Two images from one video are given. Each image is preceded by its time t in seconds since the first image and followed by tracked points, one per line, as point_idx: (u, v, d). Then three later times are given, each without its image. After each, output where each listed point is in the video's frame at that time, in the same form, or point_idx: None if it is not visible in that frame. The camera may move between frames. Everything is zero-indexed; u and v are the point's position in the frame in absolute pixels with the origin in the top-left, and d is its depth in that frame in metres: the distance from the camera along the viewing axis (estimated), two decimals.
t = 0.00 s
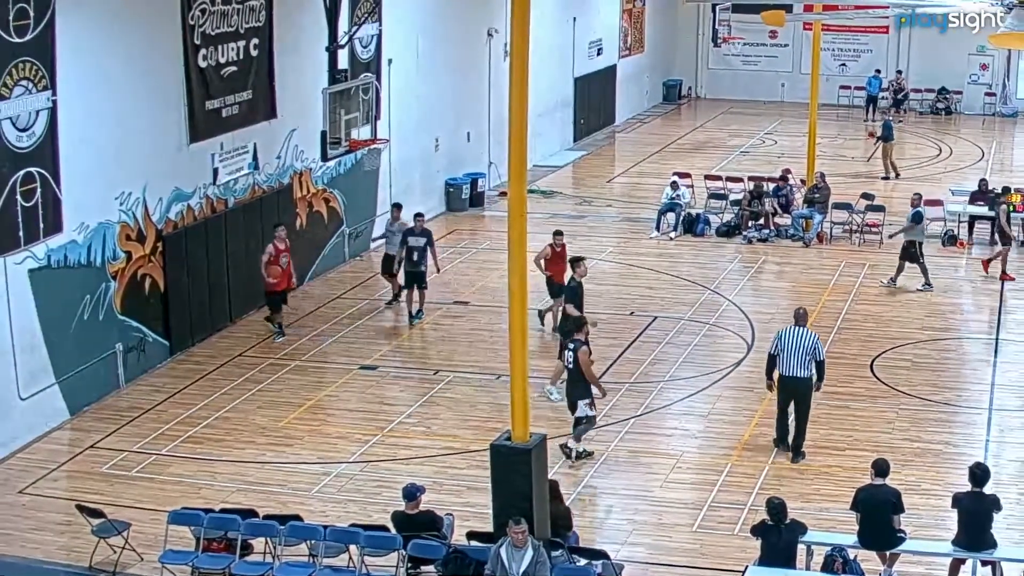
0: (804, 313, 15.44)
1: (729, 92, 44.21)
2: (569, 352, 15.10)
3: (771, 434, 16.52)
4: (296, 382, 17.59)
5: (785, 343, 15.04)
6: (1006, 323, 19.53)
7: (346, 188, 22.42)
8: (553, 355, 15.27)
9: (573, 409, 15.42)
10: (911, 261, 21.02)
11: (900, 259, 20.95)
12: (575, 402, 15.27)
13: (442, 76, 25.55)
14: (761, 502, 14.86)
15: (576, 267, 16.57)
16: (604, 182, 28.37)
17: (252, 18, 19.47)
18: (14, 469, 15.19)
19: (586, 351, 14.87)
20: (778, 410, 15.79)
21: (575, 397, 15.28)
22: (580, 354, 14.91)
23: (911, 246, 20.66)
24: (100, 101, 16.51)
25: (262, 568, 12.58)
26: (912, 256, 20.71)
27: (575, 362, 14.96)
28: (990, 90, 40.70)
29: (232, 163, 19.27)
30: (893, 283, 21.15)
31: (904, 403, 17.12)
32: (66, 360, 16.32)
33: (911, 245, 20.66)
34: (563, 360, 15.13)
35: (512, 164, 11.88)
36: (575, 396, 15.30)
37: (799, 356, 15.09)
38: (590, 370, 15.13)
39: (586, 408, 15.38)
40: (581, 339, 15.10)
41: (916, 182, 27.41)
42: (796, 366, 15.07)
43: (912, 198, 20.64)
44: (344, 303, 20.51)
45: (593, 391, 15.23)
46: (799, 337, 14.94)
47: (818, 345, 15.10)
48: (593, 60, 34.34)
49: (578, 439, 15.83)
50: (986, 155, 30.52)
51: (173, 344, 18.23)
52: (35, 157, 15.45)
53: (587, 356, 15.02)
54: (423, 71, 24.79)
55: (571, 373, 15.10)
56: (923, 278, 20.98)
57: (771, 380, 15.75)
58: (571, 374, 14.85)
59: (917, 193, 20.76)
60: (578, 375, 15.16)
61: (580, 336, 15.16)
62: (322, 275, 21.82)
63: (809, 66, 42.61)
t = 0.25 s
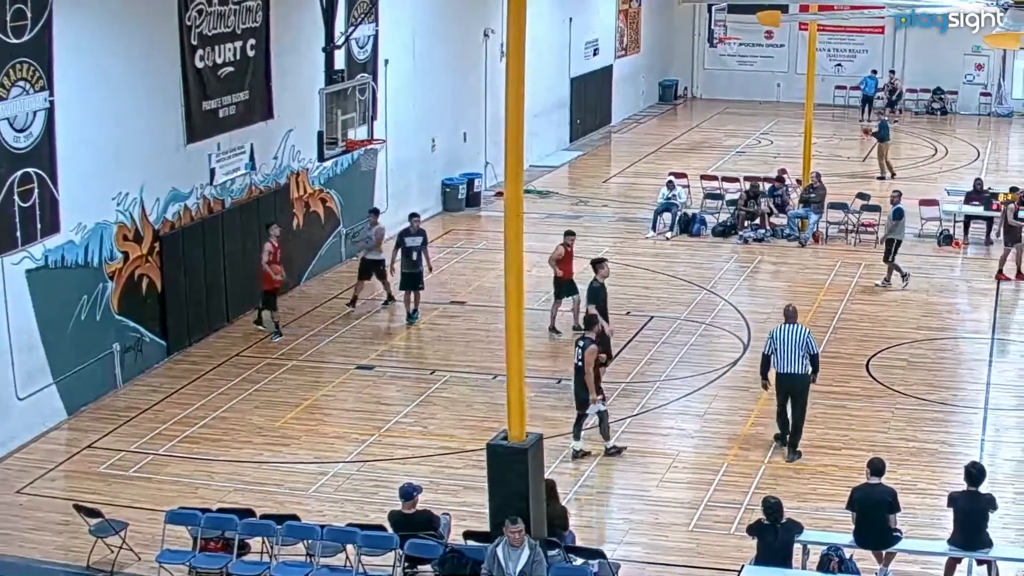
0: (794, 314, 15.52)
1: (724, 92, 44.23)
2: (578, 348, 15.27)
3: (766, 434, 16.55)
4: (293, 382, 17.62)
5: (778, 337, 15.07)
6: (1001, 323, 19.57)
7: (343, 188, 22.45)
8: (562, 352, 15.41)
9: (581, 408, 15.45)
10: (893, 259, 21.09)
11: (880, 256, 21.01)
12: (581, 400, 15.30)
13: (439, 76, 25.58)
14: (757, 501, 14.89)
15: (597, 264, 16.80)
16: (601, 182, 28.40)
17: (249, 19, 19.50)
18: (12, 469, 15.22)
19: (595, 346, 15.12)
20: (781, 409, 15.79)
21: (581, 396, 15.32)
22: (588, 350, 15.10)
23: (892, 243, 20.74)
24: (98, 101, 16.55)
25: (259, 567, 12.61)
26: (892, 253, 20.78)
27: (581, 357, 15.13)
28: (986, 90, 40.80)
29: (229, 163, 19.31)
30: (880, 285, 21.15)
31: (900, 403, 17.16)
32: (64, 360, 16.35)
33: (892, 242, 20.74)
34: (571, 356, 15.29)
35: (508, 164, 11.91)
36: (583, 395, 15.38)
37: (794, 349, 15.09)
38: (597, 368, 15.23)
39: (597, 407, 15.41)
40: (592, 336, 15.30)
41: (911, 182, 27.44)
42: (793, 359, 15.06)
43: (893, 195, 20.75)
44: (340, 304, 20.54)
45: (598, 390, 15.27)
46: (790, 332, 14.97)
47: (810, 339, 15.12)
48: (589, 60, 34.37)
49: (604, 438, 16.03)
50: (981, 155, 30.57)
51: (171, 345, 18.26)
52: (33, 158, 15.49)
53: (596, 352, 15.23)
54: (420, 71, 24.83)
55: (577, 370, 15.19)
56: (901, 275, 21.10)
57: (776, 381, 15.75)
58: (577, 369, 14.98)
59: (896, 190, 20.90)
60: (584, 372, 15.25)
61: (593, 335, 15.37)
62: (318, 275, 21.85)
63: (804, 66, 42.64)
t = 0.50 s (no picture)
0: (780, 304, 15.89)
1: (715, 92, 44.26)
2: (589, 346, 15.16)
3: (757, 432, 16.57)
4: (285, 381, 17.64)
5: (765, 328, 15.43)
6: (991, 321, 19.61)
7: (334, 188, 22.47)
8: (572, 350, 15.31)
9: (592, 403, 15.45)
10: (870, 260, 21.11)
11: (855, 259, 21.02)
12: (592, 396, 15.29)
13: (430, 76, 25.61)
14: (749, 499, 14.91)
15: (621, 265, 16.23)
16: (593, 182, 28.43)
17: (239, 19, 19.53)
18: (3, 469, 15.25)
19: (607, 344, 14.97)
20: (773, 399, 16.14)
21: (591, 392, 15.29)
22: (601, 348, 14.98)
23: (867, 244, 20.78)
24: (89, 101, 16.57)
25: (251, 566, 12.64)
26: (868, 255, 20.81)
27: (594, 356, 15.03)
28: (976, 88, 40.72)
29: (221, 163, 19.34)
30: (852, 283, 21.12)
31: (891, 401, 17.18)
32: (55, 360, 16.37)
33: (868, 243, 20.80)
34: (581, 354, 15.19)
35: (499, 163, 11.94)
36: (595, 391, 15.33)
37: (781, 340, 15.48)
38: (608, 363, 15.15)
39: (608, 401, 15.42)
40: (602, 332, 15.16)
41: (901, 181, 27.49)
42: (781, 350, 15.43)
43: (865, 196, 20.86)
44: (331, 303, 20.56)
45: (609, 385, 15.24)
46: (775, 322, 15.33)
47: (796, 328, 15.49)
48: (580, 60, 34.41)
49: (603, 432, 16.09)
50: (971, 153, 30.61)
51: (163, 344, 18.29)
52: (24, 158, 15.50)
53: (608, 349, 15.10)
54: (410, 71, 24.85)
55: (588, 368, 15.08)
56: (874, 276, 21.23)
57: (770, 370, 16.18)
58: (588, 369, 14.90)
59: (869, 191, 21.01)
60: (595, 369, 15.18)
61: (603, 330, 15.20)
62: (310, 275, 21.88)
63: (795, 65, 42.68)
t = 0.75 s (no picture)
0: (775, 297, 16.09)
1: (706, 92, 44.28)
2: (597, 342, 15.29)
3: (749, 432, 16.59)
4: (277, 381, 17.65)
5: (758, 324, 15.63)
6: (982, 320, 19.64)
7: (326, 188, 22.49)
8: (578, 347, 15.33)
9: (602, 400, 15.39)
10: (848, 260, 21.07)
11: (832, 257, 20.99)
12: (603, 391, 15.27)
13: (421, 76, 25.63)
14: (740, 499, 14.93)
15: (633, 265, 16.74)
16: (585, 181, 28.46)
17: (231, 19, 19.54)
18: None
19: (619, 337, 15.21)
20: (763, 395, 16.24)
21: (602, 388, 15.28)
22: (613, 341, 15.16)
23: (845, 244, 20.75)
24: (82, 101, 16.58)
25: (243, 566, 12.65)
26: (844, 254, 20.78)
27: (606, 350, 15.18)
28: (967, 87, 40.77)
29: (213, 163, 19.35)
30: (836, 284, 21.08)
31: (882, 400, 17.20)
32: (48, 360, 16.38)
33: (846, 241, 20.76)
34: (589, 350, 15.29)
35: (489, 164, 11.94)
36: (604, 387, 15.35)
37: (774, 336, 15.66)
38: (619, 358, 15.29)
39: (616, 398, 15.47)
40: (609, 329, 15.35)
41: (892, 180, 27.52)
42: (772, 346, 15.63)
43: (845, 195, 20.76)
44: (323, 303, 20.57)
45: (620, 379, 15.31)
46: (771, 318, 15.52)
47: (790, 325, 15.71)
48: (572, 60, 34.43)
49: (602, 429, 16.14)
50: (963, 152, 30.67)
51: (155, 344, 18.31)
52: (18, 158, 15.50)
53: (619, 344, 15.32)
54: (402, 71, 24.87)
55: (601, 361, 15.20)
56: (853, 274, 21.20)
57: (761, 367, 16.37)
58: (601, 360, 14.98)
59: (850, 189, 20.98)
60: (606, 364, 15.26)
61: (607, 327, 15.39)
62: (302, 275, 21.89)
63: (786, 65, 42.71)
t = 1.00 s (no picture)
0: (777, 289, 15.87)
1: (700, 91, 44.29)
2: (604, 339, 15.54)
3: (744, 430, 16.58)
4: (271, 381, 17.63)
5: (758, 319, 15.60)
6: (976, 318, 19.63)
7: (320, 187, 22.49)
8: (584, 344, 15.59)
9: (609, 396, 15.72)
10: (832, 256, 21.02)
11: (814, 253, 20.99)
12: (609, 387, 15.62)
13: (415, 75, 25.62)
14: (735, 498, 14.92)
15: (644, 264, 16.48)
16: (579, 180, 28.46)
17: (225, 19, 19.53)
18: None
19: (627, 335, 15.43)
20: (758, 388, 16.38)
21: (610, 383, 15.62)
22: (620, 339, 15.40)
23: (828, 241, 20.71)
24: (75, 101, 16.57)
25: (237, 566, 12.65)
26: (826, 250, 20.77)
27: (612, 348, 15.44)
28: (961, 86, 40.79)
29: (206, 162, 19.35)
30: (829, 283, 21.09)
31: (876, 399, 17.19)
32: (42, 360, 16.38)
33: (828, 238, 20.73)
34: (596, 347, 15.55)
35: (483, 163, 11.93)
36: (611, 382, 15.68)
37: (774, 332, 15.64)
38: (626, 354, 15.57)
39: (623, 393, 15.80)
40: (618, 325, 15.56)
41: (886, 178, 27.52)
42: (769, 343, 15.62)
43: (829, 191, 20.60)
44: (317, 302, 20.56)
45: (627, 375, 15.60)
46: (773, 313, 15.42)
47: (791, 323, 15.64)
48: (565, 58, 34.43)
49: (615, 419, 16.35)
50: (957, 151, 30.67)
51: (149, 343, 18.31)
52: (11, 158, 15.48)
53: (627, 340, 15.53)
54: (396, 70, 24.86)
55: (608, 357, 15.50)
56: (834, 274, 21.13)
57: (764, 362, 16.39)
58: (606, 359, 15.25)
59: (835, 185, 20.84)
60: (613, 360, 15.56)
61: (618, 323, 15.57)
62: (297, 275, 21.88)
63: (780, 64, 42.72)
